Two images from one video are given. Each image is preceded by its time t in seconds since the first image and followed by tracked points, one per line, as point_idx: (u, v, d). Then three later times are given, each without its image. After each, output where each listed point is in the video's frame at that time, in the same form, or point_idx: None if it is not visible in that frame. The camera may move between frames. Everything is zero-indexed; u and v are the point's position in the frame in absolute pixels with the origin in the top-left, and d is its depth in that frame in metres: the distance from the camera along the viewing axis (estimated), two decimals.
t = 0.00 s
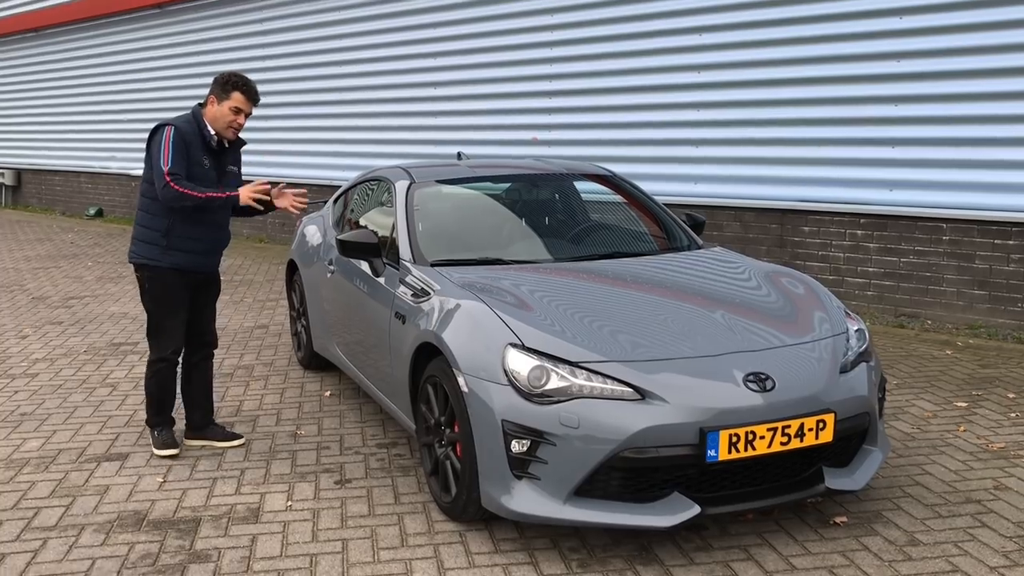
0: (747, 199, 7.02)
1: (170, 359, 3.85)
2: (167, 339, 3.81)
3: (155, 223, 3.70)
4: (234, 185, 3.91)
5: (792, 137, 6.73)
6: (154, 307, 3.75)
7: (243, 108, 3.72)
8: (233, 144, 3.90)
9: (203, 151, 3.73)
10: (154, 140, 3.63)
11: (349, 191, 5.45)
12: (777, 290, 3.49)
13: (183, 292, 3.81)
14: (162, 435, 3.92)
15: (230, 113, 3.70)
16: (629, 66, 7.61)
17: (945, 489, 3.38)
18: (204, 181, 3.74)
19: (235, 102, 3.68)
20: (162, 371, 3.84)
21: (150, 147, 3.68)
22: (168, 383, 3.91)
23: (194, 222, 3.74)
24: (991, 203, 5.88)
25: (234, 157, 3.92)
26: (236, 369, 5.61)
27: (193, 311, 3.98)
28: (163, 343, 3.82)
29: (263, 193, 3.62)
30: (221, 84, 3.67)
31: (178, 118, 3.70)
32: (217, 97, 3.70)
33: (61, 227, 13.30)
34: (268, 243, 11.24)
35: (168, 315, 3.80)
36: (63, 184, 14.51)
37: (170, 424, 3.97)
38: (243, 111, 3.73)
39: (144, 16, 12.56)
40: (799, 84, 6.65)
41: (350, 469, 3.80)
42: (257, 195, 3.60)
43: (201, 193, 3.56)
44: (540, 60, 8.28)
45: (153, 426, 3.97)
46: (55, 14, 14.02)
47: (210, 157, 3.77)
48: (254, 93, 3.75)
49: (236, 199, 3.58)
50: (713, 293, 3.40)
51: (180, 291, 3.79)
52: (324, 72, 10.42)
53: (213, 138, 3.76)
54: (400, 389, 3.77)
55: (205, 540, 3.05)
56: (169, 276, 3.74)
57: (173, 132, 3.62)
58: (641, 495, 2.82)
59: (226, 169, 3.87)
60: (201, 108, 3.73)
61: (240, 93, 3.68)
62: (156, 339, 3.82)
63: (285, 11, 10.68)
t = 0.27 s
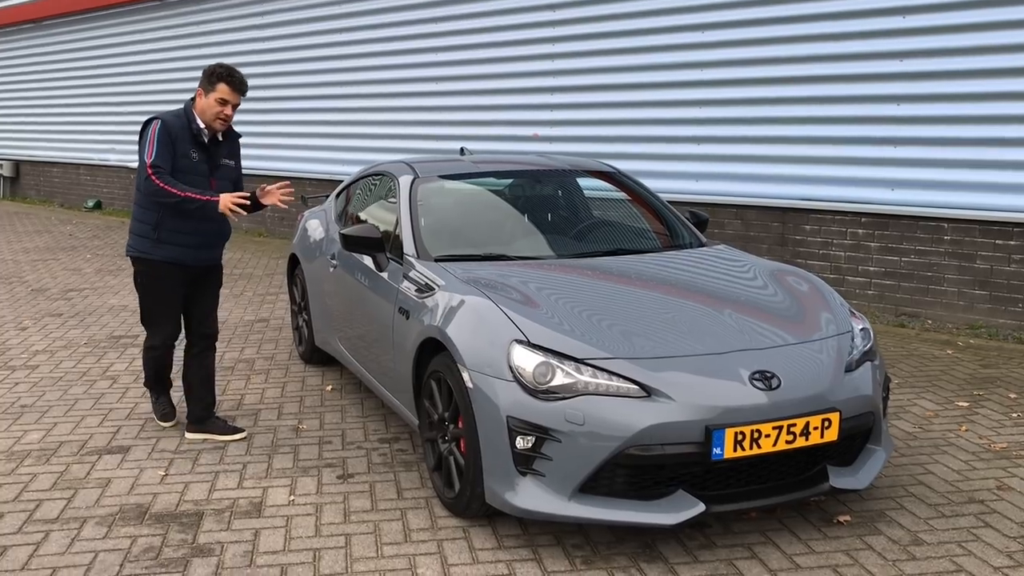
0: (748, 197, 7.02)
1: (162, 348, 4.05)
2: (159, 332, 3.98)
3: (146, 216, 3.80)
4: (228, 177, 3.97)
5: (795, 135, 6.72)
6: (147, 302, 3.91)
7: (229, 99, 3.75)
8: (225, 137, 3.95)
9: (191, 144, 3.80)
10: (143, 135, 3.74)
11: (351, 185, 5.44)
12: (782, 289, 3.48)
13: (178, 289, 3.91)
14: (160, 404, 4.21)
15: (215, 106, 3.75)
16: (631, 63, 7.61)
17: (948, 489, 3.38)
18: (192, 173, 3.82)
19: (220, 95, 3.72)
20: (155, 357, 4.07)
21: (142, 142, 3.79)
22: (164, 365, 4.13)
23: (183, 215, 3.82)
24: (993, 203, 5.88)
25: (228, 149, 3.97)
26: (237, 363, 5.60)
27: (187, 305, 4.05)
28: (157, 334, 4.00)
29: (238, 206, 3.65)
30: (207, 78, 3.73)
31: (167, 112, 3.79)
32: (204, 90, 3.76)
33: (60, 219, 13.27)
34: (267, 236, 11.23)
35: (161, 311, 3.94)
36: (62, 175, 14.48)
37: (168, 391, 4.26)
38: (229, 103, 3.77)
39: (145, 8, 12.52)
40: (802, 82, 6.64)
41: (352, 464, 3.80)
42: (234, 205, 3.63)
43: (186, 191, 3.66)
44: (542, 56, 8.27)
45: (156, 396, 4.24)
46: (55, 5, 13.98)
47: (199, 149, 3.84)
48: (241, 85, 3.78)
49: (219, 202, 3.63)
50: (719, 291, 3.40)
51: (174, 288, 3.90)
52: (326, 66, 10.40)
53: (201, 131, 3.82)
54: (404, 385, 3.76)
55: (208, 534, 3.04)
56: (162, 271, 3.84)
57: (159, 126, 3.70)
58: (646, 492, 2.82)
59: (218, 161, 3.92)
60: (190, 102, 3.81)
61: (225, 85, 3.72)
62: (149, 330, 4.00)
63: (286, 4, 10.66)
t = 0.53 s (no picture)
0: (748, 195, 7.01)
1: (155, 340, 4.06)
2: (148, 324, 4.01)
3: (128, 214, 3.85)
4: (209, 171, 3.99)
5: (796, 133, 6.71)
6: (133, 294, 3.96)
7: (202, 93, 3.78)
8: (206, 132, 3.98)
9: (166, 139, 3.84)
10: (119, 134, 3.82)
11: (353, 180, 5.40)
12: (790, 288, 3.47)
13: (161, 280, 3.93)
14: (164, 403, 4.20)
15: (188, 100, 3.78)
16: (631, 60, 7.60)
17: (954, 489, 3.37)
18: (168, 169, 3.85)
19: (192, 89, 3.75)
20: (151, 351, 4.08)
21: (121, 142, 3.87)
22: (163, 361, 4.15)
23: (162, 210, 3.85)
24: (994, 202, 5.88)
25: (208, 144, 3.99)
26: (236, 359, 5.56)
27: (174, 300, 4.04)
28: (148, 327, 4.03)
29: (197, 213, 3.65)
30: (180, 74, 3.78)
31: (143, 111, 3.86)
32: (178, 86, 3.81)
33: (53, 213, 13.18)
34: (262, 231, 11.19)
35: (146, 301, 3.96)
36: (54, 169, 14.39)
37: (175, 392, 4.25)
38: (203, 97, 3.79)
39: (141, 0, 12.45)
40: (803, 80, 6.63)
41: (355, 462, 3.77)
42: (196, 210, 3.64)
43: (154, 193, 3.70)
44: (542, 53, 8.25)
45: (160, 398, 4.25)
46: None
47: (176, 145, 3.87)
48: (214, 78, 3.80)
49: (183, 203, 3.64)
50: (726, 290, 3.38)
51: (158, 280, 3.92)
52: (323, 61, 10.37)
53: (177, 126, 3.85)
54: (408, 382, 3.74)
55: (211, 533, 3.01)
56: (147, 265, 3.87)
57: (132, 123, 3.76)
58: (655, 492, 2.80)
59: (198, 156, 3.95)
60: (167, 100, 3.86)
61: (196, 79, 3.75)
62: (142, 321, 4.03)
63: None
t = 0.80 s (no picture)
0: (742, 193, 7.02)
1: (148, 331, 4.05)
2: (140, 313, 4.02)
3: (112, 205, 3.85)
4: (190, 159, 3.93)
5: (790, 132, 6.72)
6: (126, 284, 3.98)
7: (175, 82, 3.71)
8: (186, 119, 3.91)
9: (143, 129, 3.81)
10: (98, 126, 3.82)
11: (347, 177, 5.35)
12: (791, 287, 3.46)
13: (150, 269, 3.94)
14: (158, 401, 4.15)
15: (162, 90, 3.72)
16: (625, 58, 7.59)
17: (955, 489, 3.37)
18: (146, 159, 3.82)
19: (165, 79, 3.70)
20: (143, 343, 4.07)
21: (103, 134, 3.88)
22: (156, 355, 4.12)
23: (142, 201, 3.83)
24: (987, 202, 5.89)
25: (189, 131, 3.93)
26: (228, 357, 5.51)
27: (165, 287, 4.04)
28: (141, 317, 4.04)
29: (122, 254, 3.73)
30: (154, 63, 3.73)
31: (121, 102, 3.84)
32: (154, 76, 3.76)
33: (38, 208, 13.04)
34: (251, 227, 11.11)
35: (138, 290, 3.97)
36: (39, 163, 14.23)
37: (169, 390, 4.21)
38: (177, 86, 3.73)
39: None
40: (798, 79, 6.64)
41: (353, 461, 3.74)
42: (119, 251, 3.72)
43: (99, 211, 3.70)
44: (536, 50, 8.23)
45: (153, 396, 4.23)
46: None
47: (153, 135, 3.83)
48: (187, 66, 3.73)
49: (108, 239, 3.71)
50: (728, 289, 3.37)
51: (148, 268, 3.94)
52: (314, 56, 10.31)
53: (154, 116, 3.81)
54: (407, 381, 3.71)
55: (210, 533, 2.97)
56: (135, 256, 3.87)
57: (106, 115, 3.75)
58: (659, 493, 2.78)
59: (178, 144, 3.89)
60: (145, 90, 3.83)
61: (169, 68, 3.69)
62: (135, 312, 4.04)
63: None
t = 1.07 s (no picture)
0: (729, 192, 7.04)
1: (137, 328, 4.00)
2: (128, 309, 3.96)
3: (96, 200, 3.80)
4: (173, 152, 3.86)
5: (777, 131, 6.73)
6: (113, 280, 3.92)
7: (156, 76, 3.62)
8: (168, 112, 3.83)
9: (123, 124, 3.74)
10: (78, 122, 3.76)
11: (336, 174, 5.31)
12: (785, 286, 3.47)
13: (139, 265, 3.88)
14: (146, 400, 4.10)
15: (142, 83, 3.63)
16: (612, 56, 7.59)
17: (946, 487, 3.39)
18: (128, 154, 3.76)
19: (145, 72, 3.60)
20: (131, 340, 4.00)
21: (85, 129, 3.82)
22: (144, 352, 4.06)
23: (125, 197, 3.78)
24: (973, 202, 5.93)
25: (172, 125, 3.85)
26: (215, 356, 5.45)
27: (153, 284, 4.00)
28: (129, 314, 3.98)
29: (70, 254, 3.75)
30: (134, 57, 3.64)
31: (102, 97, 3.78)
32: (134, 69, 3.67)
33: (17, 204, 12.87)
34: (233, 225, 11.03)
35: (126, 285, 3.91)
36: (18, 160, 14.05)
37: (156, 389, 4.16)
38: (158, 79, 3.64)
39: None
40: (786, 78, 6.65)
41: (345, 462, 3.70)
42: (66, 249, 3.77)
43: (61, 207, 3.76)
44: (523, 47, 8.21)
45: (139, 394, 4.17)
46: None
47: (135, 129, 3.77)
48: (166, 59, 3.63)
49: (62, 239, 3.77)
50: (723, 288, 3.37)
51: (136, 264, 3.88)
52: (299, 52, 10.24)
53: (135, 110, 3.74)
54: (400, 381, 3.68)
55: (203, 535, 2.93)
56: (121, 252, 3.82)
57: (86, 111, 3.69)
58: (657, 493, 2.77)
59: (160, 139, 3.82)
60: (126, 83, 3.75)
61: (149, 62, 3.59)
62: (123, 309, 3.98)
63: None
